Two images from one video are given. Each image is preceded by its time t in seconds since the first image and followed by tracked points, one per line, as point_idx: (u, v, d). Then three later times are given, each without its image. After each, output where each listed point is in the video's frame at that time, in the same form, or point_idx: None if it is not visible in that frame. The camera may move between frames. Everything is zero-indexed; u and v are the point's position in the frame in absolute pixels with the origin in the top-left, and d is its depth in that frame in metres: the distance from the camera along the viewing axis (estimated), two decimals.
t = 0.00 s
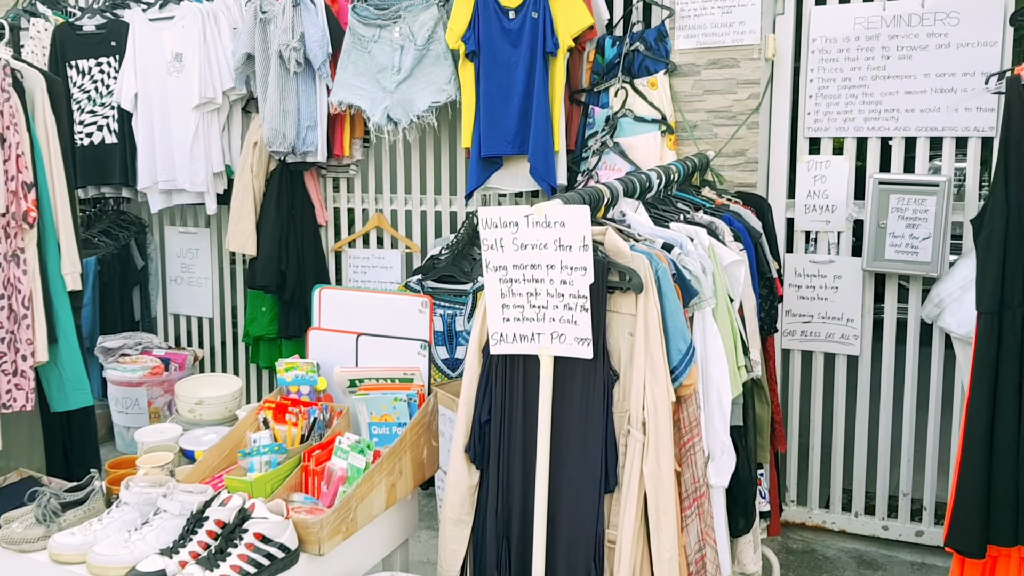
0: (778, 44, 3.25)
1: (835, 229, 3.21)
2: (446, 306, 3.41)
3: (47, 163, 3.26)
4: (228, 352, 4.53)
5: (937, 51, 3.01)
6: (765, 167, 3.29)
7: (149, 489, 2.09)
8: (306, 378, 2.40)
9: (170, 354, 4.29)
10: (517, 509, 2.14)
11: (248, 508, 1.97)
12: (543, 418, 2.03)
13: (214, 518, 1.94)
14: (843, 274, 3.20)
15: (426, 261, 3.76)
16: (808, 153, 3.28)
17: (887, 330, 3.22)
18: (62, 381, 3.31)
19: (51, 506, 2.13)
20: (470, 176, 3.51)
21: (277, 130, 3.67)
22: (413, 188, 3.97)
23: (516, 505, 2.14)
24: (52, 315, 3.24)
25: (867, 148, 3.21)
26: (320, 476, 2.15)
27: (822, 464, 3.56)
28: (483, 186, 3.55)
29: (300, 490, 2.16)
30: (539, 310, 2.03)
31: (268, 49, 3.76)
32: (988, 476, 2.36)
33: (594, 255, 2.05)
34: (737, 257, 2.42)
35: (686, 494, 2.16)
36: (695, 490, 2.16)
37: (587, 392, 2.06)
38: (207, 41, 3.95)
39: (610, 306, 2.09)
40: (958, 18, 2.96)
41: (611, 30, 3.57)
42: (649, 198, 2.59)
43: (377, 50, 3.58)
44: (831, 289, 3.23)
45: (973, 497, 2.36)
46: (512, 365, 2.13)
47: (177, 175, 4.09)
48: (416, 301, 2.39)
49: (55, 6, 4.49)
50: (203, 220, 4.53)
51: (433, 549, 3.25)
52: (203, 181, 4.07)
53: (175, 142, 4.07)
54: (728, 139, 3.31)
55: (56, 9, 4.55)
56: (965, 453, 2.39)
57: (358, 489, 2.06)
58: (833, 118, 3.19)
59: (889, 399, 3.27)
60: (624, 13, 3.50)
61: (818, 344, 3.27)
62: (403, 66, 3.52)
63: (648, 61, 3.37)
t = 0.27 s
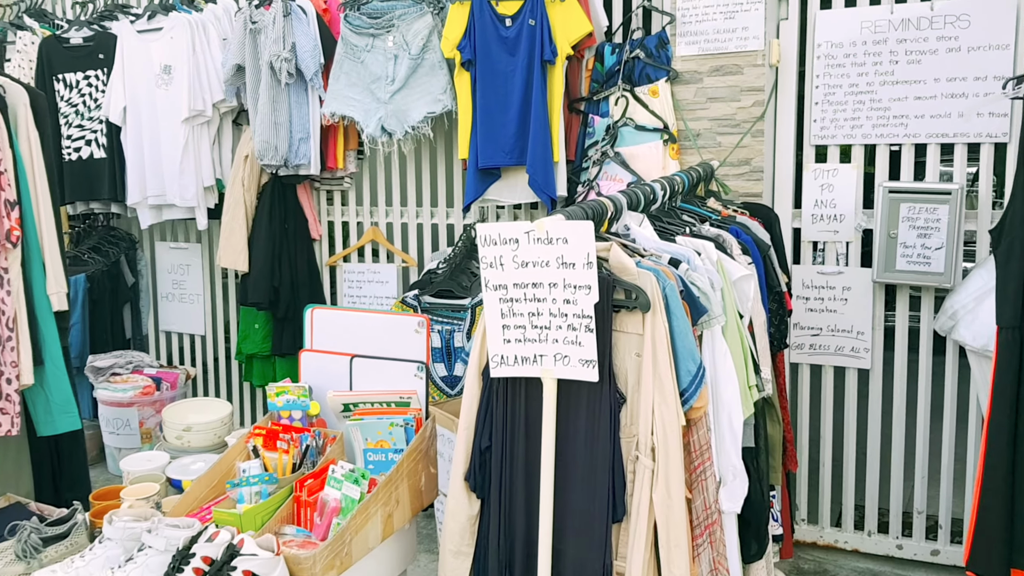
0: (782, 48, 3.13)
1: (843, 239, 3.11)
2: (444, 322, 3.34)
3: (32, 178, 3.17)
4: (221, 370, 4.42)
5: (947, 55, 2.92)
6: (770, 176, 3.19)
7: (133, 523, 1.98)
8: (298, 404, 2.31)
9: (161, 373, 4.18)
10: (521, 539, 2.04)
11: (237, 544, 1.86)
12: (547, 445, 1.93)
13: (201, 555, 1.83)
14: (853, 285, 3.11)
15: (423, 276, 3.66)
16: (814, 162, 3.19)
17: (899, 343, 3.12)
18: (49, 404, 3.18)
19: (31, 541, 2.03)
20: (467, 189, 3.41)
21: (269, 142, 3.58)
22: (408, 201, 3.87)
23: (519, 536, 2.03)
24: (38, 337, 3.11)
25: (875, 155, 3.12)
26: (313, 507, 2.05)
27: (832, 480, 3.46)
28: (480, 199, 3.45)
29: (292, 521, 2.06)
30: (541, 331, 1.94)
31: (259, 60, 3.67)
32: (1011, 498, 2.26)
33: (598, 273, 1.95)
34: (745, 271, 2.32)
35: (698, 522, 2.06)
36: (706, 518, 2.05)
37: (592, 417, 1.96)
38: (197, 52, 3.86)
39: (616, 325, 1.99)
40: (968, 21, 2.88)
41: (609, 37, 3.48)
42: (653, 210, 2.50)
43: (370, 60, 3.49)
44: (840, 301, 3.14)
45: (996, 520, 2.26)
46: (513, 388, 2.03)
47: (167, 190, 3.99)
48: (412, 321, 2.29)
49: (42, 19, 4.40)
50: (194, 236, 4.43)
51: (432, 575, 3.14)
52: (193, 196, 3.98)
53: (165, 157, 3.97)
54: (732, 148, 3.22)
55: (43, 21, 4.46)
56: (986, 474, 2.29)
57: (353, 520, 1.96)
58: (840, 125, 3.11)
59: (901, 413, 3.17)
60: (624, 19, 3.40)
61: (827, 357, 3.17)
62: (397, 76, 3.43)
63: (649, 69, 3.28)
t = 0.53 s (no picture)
0: (779, 59, 3.07)
1: (844, 254, 3.03)
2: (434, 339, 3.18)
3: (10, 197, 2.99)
4: (207, 390, 4.32)
5: (949, 65, 2.85)
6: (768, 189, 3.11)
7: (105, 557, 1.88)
8: (280, 429, 2.21)
9: (145, 393, 4.08)
10: (514, 571, 1.94)
11: None
12: (541, 472, 1.83)
13: None
14: (854, 300, 3.03)
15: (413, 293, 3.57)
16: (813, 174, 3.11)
17: (902, 360, 3.04)
18: (26, 430, 2.97)
19: None
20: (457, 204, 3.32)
21: (254, 157, 3.50)
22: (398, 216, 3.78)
23: (512, 568, 1.94)
24: (14, 358, 2.91)
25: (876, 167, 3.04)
26: (296, 538, 1.95)
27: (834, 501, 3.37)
28: (472, 214, 3.36)
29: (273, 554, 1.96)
30: (535, 352, 1.85)
31: (244, 73, 3.58)
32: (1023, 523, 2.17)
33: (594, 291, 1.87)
34: (746, 288, 2.24)
35: (699, 551, 1.97)
36: (708, 547, 1.96)
37: (588, 442, 1.87)
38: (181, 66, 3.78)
39: (613, 346, 1.91)
40: (970, 30, 2.81)
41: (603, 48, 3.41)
42: (650, 225, 2.41)
43: (358, 72, 3.41)
44: (841, 317, 3.05)
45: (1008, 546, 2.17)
46: (506, 412, 1.94)
47: (150, 207, 3.90)
48: (399, 342, 2.19)
49: (25, 33, 4.32)
50: (179, 253, 4.34)
51: None
52: (177, 212, 3.88)
53: (149, 172, 3.88)
54: (729, 161, 3.14)
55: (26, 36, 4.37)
56: (997, 498, 2.20)
57: (338, 553, 1.86)
58: (839, 137, 3.03)
59: (905, 432, 3.08)
60: (618, 30, 3.32)
61: (829, 375, 3.09)
62: (386, 89, 3.35)
63: (643, 80, 3.20)
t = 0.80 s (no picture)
0: (753, 67, 3.01)
1: (820, 266, 2.96)
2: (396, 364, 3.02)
3: None
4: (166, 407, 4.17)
5: (925, 73, 2.80)
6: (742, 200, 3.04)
7: None
8: (231, 452, 2.10)
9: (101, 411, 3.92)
10: None
11: None
12: (508, 498, 1.73)
13: None
14: (830, 313, 2.95)
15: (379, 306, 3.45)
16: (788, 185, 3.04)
17: (879, 374, 2.97)
18: None
19: None
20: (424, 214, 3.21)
21: (213, 165, 3.37)
22: (364, 227, 3.67)
23: None
24: None
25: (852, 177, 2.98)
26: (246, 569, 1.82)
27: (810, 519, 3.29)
28: (439, 225, 3.25)
29: None
30: (500, 371, 1.75)
31: (203, 79, 3.46)
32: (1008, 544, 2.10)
33: (563, 305, 1.77)
34: (722, 302, 2.16)
35: None
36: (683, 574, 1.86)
37: (558, 465, 1.76)
38: (138, 71, 3.65)
39: (583, 364, 1.81)
40: (946, 38, 2.76)
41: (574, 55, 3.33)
42: (622, 236, 2.33)
43: (322, 79, 3.31)
44: (817, 330, 2.98)
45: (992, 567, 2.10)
46: (470, 434, 1.83)
47: (106, 217, 3.75)
48: (359, 359, 2.10)
49: None
50: (137, 265, 4.19)
51: None
52: (133, 223, 3.74)
53: (104, 182, 3.74)
54: (702, 170, 3.06)
55: None
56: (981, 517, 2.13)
57: None
58: (814, 146, 2.97)
59: (882, 448, 3.01)
60: (588, 36, 3.24)
61: (805, 390, 3.01)
62: (350, 96, 3.24)
63: (615, 88, 3.12)
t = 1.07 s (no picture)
0: (718, 67, 2.91)
1: (787, 272, 2.87)
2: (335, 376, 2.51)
3: None
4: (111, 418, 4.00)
5: (894, 74, 2.72)
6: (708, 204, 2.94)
7: None
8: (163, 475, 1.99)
9: (41, 422, 3.72)
10: None
11: None
12: (458, 527, 1.60)
13: None
14: (798, 321, 2.87)
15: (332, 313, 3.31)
16: (754, 188, 2.95)
17: (847, 383, 2.89)
18: None
19: None
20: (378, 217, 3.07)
21: (156, 166, 3.21)
22: (317, 231, 3.53)
23: None
24: None
25: (819, 181, 2.90)
26: None
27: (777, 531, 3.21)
28: (394, 229, 3.11)
29: None
30: (450, 388, 1.63)
31: (146, 75, 3.30)
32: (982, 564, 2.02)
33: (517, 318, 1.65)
34: (686, 311, 2.05)
35: None
36: None
37: (511, 491, 1.64)
38: (79, 67, 3.47)
39: (539, 380, 1.69)
40: (915, 38, 2.69)
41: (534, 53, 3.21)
42: (582, 242, 2.22)
43: (271, 75, 3.16)
44: (784, 339, 2.89)
45: None
46: (418, 456, 1.71)
47: (44, 220, 3.57)
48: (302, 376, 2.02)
49: None
50: (80, 270, 4.01)
51: None
52: (74, 226, 3.56)
53: (43, 182, 3.56)
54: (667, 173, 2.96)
55: None
56: (954, 536, 2.04)
57: None
58: (781, 149, 2.88)
59: (851, 459, 2.93)
60: (550, 34, 3.13)
61: (772, 400, 2.92)
62: (301, 94, 3.10)
63: (576, 87, 3.01)
